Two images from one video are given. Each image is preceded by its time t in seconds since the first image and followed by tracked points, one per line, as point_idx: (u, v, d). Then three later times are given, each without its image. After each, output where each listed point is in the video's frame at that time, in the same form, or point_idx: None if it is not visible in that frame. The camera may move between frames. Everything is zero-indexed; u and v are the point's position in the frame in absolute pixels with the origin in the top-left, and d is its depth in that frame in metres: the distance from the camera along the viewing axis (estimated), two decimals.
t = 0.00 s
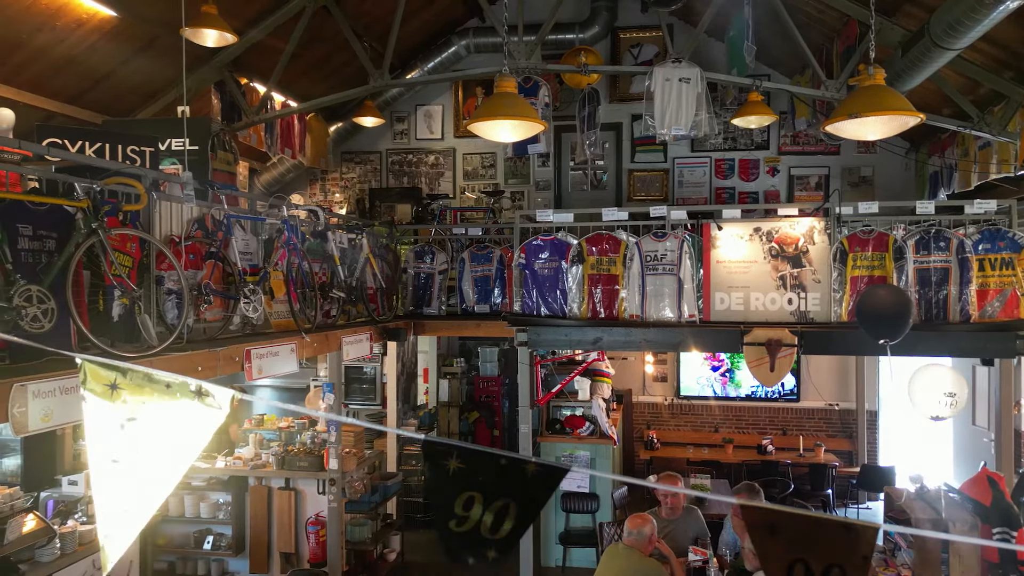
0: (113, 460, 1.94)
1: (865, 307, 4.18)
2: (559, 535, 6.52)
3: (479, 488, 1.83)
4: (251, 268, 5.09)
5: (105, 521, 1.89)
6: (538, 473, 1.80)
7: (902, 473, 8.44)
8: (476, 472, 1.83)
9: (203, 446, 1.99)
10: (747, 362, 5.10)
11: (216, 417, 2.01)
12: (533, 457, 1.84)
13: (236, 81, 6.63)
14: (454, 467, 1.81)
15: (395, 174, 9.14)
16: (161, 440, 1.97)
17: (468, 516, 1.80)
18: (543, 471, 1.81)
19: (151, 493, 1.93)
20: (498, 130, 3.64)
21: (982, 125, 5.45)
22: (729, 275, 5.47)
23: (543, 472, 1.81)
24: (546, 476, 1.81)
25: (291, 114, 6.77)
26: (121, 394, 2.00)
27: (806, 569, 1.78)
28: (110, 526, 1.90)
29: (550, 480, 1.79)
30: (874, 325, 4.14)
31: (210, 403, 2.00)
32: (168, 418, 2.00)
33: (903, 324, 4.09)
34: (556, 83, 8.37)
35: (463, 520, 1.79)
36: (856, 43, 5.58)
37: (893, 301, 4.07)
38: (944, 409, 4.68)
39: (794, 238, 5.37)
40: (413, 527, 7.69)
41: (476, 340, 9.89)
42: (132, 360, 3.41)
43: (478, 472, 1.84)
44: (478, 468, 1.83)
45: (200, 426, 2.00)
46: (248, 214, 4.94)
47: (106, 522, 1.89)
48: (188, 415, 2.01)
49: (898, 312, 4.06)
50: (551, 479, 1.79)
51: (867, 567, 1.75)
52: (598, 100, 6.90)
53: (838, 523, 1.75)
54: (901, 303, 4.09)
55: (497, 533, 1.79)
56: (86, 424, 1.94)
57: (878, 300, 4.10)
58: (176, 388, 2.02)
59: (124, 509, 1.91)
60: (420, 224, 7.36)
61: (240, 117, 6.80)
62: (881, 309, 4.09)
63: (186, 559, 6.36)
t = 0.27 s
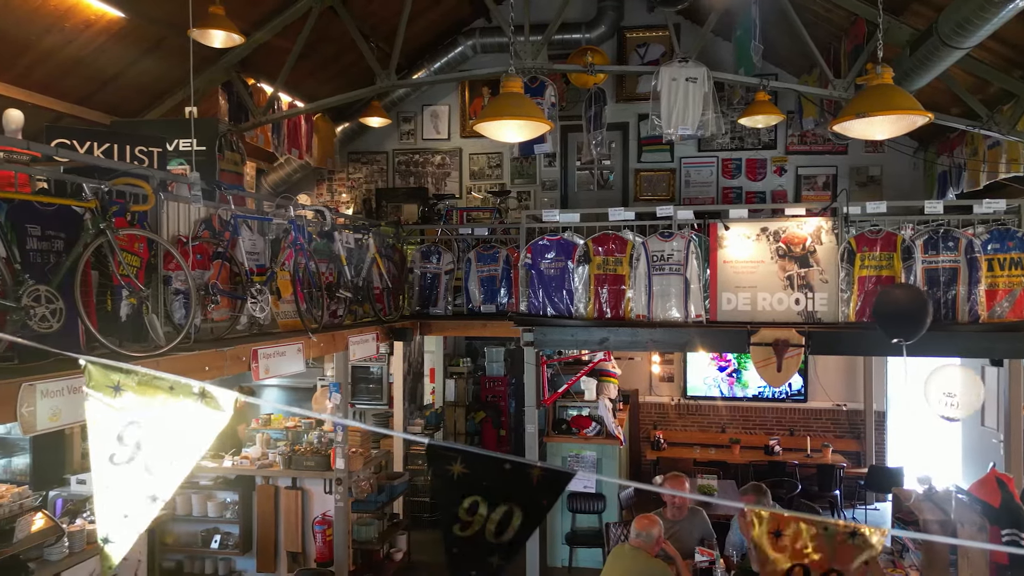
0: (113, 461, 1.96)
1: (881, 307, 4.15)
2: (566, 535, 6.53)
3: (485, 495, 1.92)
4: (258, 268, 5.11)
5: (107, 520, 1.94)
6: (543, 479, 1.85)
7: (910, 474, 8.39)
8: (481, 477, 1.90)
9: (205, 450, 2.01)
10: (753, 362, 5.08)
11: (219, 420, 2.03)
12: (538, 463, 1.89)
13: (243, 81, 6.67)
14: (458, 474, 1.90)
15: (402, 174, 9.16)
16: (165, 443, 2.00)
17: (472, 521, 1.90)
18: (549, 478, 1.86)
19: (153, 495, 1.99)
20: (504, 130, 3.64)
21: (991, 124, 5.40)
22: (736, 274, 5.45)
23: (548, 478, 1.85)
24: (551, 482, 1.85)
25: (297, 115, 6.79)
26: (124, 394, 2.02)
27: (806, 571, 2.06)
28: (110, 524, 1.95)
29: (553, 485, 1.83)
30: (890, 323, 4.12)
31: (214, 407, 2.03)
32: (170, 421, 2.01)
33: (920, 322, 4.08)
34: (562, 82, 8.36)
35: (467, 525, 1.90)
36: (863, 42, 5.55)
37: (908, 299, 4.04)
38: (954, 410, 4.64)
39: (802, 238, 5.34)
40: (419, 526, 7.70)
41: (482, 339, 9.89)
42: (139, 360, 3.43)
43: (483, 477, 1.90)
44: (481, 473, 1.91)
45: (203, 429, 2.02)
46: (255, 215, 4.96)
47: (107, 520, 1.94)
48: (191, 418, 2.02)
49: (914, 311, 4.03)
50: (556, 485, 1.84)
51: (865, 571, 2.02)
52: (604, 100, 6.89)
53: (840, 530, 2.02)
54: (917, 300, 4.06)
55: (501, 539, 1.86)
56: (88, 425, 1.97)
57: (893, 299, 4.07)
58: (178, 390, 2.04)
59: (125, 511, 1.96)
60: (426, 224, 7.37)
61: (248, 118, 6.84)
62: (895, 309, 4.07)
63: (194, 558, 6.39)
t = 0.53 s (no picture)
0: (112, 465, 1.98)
1: (897, 308, 4.13)
2: (571, 536, 6.51)
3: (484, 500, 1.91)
4: (264, 268, 5.13)
5: (104, 523, 1.95)
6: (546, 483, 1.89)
7: (918, 476, 8.33)
8: (482, 481, 1.90)
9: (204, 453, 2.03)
10: (759, 363, 5.05)
11: (217, 422, 2.05)
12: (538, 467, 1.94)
13: (250, 82, 6.69)
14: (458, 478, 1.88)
15: (408, 174, 9.17)
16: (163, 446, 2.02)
17: (472, 529, 1.86)
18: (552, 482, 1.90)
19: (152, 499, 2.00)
20: (510, 131, 3.64)
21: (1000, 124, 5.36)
22: (742, 275, 5.42)
23: (550, 483, 1.90)
24: (552, 486, 1.90)
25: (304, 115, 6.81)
26: (123, 397, 2.05)
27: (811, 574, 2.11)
28: (108, 528, 1.96)
29: (555, 489, 1.88)
30: (906, 325, 4.09)
31: (212, 409, 2.05)
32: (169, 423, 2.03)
33: (939, 321, 4.04)
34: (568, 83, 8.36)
35: (466, 534, 1.86)
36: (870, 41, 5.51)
37: (924, 299, 4.03)
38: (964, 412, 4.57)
39: (809, 239, 5.32)
40: (425, 526, 7.71)
41: (488, 340, 9.90)
42: (145, 361, 3.45)
43: (483, 482, 1.90)
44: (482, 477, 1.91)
45: (202, 431, 2.04)
46: (261, 216, 4.98)
47: (106, 524, 1.95)
48: (190, 420, 2.04)
49: (933, 311, 4.00)
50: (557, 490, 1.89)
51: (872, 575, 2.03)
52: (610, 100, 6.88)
53: (843, 534, 2.07)
54: (933, 300, 4.03)
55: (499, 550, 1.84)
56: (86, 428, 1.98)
57: (911, 300, 4.05)
58: (177, 392, 2.06)
59: (123, 515, 1.97)
60: (432, 225, 7.38)
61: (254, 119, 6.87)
62: (912, 309, 4.04)
63: (201, 557, 6.43)
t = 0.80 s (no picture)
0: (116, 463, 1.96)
1: (912, 308, 4.11)
2: (577, 535, 6.50)
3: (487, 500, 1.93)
4: (270, 268, 5.15)
5: (107, 523, 1.91)
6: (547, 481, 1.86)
7: (926, 477, 8.27)
8: (484, 481, 1.92)
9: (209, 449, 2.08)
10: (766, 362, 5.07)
11: (222, 420, 2.13)
12: (539, 467, 1.93)
13: (257, 83, 6.72)
14: (460, 476, 1.94)
15: (414, 174, 9.19)
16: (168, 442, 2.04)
17: (474, 532, 1.86)
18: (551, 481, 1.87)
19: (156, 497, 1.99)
20: (515, 130, 3.65)
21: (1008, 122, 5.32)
22: (749, 275, 5.40)
23: (550, 482, 1.87)
24: (553, 485, 1.86)
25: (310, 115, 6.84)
26: (127, 398, 2.08)
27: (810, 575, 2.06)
28: (110, 527, 1.92)
29: (556, 488, 1.84)
30: (921, 325, 4.07)
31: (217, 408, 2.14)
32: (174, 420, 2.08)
33: (955, 320, 4.01)
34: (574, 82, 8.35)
35: (467, 538, 1.85)
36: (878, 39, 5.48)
37: (938, 299, 3.99)
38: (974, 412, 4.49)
39: (815, 238, 5.28)
40: (431, 525, 7.72)
41: (494, 339, 9.90)
42: (152, 360, 3.46)
43: (484, 482, 1.92)
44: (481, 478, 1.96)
45: (207, 429, 2.11)
46: (268, 215, 5.00)
47: (108, 524, 1.91)
48: (195, 418, 2.10)
49: (946, 310, 3.98)
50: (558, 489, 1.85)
51: None
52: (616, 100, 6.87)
53: (845, 534, 2.08)
54: (947, 299, 4.01)
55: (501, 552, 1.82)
56: (92, 428, 1.97)
57: (923, 299, 4.03)
58: (180, 391, 2.12)
59: (126, 514, 1.94)
60: (438, 224, 7.39)
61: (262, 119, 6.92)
62: (925, 309, 4.02)
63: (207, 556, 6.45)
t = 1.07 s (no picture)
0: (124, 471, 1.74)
1: (926, 310, 4.11)
2: (584, 536, 6.50)
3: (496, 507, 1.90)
4: (278, 269, 5.18)
5: (114, 531, 1.74)
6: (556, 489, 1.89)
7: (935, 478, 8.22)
8: (493, 489, 1.88)
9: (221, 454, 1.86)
10: (774, 363, 5.08)
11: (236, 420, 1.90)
12: (547, 473, 1.93)
13: (264, 84, 6.76)
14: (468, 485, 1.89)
15: (420, 175, 9.21)
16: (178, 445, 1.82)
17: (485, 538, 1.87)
18: (560, 489, 1.89)
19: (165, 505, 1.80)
20: (522, 131, 3.65)
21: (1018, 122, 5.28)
22: (756, 275, 5.38)
23: (559, 489, 1.89)
24: (562, 493, 1.88)
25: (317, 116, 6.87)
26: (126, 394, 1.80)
27: None
28: (117, 537, 1.75)
29: (565, 495, 1.87)
30: (934, 327, 4.06)
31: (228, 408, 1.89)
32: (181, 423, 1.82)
33: (970, 322, 3.98)
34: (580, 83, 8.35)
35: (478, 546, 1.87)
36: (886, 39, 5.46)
37: (953, 300, 3.97)
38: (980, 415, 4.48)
39: (823, 238, 5.27)
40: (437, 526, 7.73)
41: (500, 340, 9.91)
42: (161, 360, 3.49)
43: (494, 488, 1.88)
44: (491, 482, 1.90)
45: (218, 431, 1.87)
46: (275, 217, 5.02)
47: (115, 534, 1.74)
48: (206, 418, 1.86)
49: (962, 310, 3.95)
50: (567, 497, 1.88)
51: None
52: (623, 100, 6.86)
53: (853, 543, 1.77)
54: (964, 301, 3.98)
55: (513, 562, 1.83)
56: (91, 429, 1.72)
57: (939, 300, 4.01)
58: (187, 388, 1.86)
59: (134, 522, 1.77)
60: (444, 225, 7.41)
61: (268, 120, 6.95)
62: (940, 309, 4.00)
63: (215, 555, 6.49)
